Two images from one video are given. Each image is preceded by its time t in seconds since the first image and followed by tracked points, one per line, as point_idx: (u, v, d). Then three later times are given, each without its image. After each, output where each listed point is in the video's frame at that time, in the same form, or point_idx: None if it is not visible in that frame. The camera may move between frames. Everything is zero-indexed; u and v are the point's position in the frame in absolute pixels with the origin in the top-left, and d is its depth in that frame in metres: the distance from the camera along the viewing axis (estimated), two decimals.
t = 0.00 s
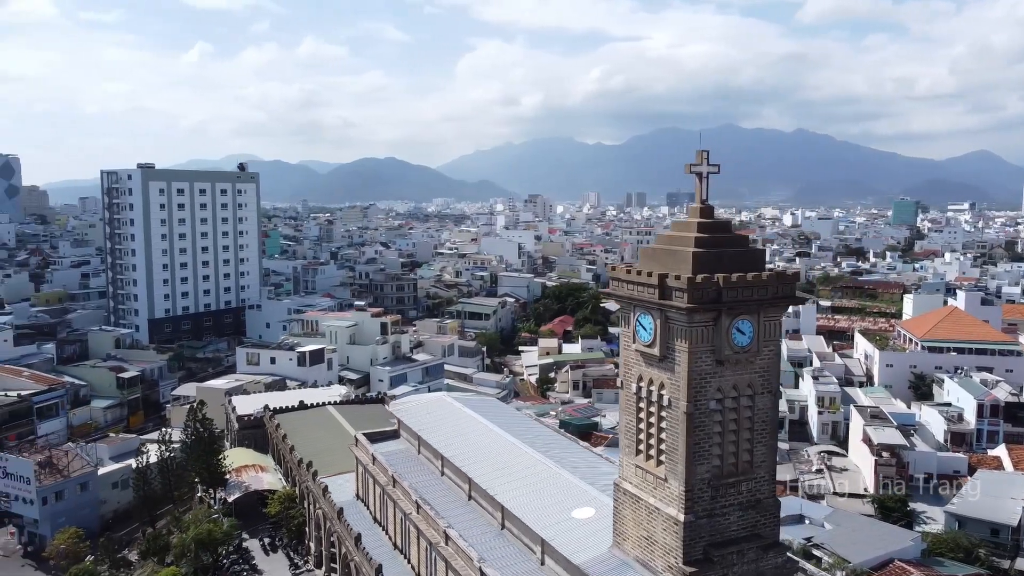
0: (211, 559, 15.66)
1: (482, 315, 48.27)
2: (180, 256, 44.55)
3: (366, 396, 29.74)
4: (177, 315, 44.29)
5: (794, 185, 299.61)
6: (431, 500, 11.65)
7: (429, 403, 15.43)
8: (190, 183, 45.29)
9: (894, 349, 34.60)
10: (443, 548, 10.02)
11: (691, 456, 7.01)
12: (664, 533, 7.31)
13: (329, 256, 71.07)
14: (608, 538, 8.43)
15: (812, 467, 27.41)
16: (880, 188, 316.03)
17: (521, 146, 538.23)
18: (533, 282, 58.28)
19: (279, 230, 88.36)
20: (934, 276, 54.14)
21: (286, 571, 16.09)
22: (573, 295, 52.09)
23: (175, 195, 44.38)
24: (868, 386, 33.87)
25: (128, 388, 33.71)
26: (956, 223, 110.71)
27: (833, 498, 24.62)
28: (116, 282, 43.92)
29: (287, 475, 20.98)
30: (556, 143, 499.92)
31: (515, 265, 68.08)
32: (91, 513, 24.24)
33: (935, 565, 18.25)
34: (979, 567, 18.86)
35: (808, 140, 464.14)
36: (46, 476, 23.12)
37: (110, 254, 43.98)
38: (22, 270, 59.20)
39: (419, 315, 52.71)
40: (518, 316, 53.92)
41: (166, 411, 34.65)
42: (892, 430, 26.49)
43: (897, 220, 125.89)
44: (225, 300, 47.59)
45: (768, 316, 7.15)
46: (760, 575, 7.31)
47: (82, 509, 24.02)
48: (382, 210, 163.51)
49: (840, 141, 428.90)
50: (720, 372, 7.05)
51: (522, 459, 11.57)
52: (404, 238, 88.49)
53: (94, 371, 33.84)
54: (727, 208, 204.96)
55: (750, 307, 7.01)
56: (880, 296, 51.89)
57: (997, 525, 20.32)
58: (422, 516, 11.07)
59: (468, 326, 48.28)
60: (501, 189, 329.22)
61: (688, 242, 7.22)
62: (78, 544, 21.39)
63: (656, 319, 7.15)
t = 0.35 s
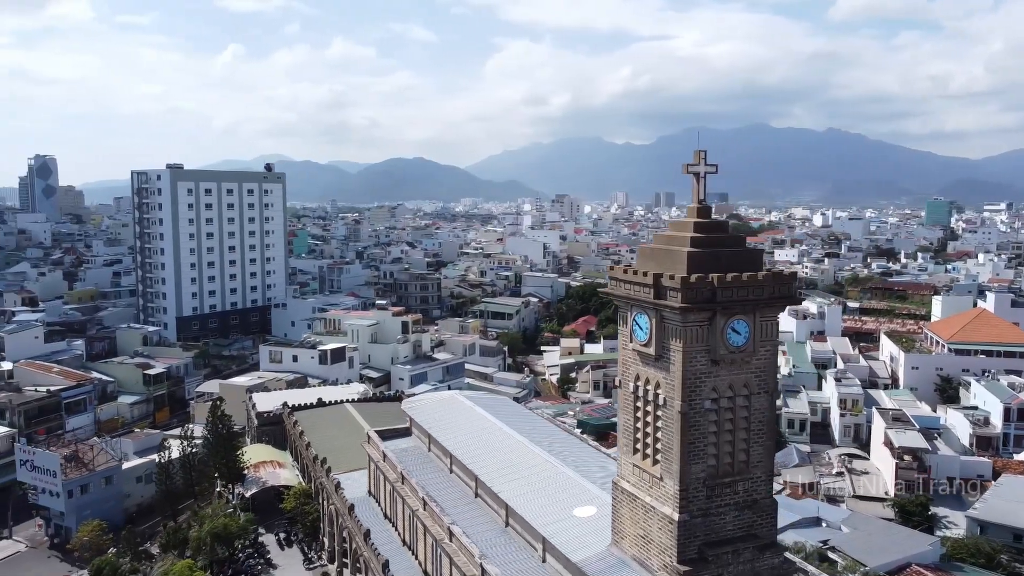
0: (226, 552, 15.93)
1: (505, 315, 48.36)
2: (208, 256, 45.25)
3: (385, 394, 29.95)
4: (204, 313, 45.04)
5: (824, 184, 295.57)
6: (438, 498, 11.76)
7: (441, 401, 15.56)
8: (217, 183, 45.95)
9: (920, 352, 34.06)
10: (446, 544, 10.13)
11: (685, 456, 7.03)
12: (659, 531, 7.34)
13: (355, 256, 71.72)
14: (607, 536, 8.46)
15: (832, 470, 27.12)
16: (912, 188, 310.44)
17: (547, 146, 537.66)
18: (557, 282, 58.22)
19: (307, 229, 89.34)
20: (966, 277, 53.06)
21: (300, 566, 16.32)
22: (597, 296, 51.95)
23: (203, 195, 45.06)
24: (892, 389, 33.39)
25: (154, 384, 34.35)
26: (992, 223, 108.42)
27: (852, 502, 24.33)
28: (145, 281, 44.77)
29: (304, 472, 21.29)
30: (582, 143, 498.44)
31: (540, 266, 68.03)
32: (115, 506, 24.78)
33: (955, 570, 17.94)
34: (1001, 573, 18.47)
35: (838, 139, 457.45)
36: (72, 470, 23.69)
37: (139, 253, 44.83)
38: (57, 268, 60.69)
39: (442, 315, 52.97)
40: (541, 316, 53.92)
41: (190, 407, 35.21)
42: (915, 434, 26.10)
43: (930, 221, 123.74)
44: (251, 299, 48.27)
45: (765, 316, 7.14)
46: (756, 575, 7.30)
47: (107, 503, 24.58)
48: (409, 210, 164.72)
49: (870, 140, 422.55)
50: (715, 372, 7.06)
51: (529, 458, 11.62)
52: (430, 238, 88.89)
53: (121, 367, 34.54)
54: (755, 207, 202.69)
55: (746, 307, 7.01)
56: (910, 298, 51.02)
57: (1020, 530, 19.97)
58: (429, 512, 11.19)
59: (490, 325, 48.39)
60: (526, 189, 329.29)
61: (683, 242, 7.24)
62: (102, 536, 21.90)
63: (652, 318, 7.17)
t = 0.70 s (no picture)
0: (242, 547, 16.17)
1: (526, 315, 48.38)
2: (232, 255, 45.88)
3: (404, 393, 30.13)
4: (228, 312, 45.68)
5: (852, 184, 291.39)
6: (446, 495, 11.86)
7: (452, 400, 15.66)
8: (242, 183, 46.56)
9: (945, 354, 33.56)
10: (451, 542, 10.24)
11: (682, 455, 7.05)
12: (656, 531, 7.36)
13: (378, 255, 72.22)
14: (608, 535, 8.49)
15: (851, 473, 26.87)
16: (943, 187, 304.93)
17: (571, 145, 536.64)
18: (579, 282, 58.11)
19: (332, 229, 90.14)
20: (997, 279, 52.09)
21: (313, 561, 16.51)
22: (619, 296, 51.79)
23: (228, 195, 45.68)
24: (916, 391, 32.93)
25: (177, 381, 34.96)
26: None
27: (871, 504, 24.03)
28: (171, 279, 45.51)
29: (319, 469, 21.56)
30: (605, 142, 496.94)
31: (563, 265, 67.93)
32: (137, 500, 25.24)
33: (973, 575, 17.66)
34: None
35: (866, 137, 451.61)
36: (95, 465, 24.21)
37: (166, 252, 45.58)
38: (88, 266, 61.96)
39: (464, 314, 53.17)
40: (563, 316, 53.87)
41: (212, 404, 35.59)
42: (936, 436, 25.72)
43: (962, 221, 121.54)
44: (275, 298, 48.85)
45: (761, 317, 7.14)
46: None
47: (129, 497, 25.07)
48: (434, 209, 165.38)
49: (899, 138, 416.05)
50: (711, 372, 7.07)
51: (536, 457, 11.66)
52: (453, 237, 89.19)
53: (145, 364, 35.21)
54: (782, 207, 200.42)
55: (742, 308, 7.01)
56: (939, 300, 50.19)
57: None
58: (435, 510, 11.32)
59: (511, 325, 48.45)
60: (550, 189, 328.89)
61: (681, 243, 7.25)
62: (124, 529, 22.34)
63: (649, 318, 7.19)
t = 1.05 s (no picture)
0: (258, 540, 16.43)
1: (548, 314, 48.41)
2: (259, 254, 46.51)
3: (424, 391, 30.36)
4: (255, 310, 46.35)
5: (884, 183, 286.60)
6: (453, 491, 11.98)
7: (466, 397, 15.77)
8: (269, 183, 47.16)
9: (973, 356, 33.02)
10: (456, 537, 10.37)
11: (677, 453, 7.07)
12: (653, 529, 7.39)
13: (404, 255, 72.74)
14: (607, 532, 8.54)
15: (873, 475, 26.51)
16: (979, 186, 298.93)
17: (597, 145, 534.73)
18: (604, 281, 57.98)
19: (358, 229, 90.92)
20: None
21: (328, 555, 16.73)
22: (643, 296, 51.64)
23: (255, 195, 46.30)
24: (942, 394, 32.44)
25: (203, 377, 35.50)
26: None
27: (892, 508, 23.67)
28: (199, 278, 46.27)
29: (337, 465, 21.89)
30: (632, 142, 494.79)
31: (588, 265, 67.83)
32: (160, 494, 25.74)
33: None
34: None
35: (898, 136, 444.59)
36: (120, 458, 24.71)
37: (194, 251, 46.32)
38: (120, 265, 63.26)
39: (488, 314, 53.39)
40: (587, 315, 53.81)
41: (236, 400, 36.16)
42: (960, 438, 25.29)
43: (999, 221, 119.09)
44: (301, 296, 49.45)
45: (759, 315, 7.13)
46: (750, 575, 7.29)
47: (153, 491, 25.57)
48: (462, 209, 166.02)
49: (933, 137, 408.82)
50: (708, 370, 7.07)
51: (543, 454, 11.72)
52: (479, 237, 89.45)
53: (172, 360, 35.77)
54: (812, 207, 197.86)
55: (739, 306, 7.02)
56: (972, 302, 49.29)
57: None
58: (442, 505, 11.45)
59: (534, 325, 48.50)
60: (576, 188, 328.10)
61: (678, 241, 7.27)
62: (147, 522, 22.80)
63: (646, 317, 7.22)
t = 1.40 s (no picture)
0: (272, 534, 16.70)
1: (569, 314, 48.36)
2: (283, 253, 47.07)
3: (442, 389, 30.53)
4: (279, 308, 46.92)
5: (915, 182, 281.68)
6: (460, 487, 12.09)
7: (477, 396, 15.87)
8: (293, 183, 47.71)
9: (999, 358, 32.46)
10: (461, 533, 10.49)
11: (672, 451, 7.11)
12: (649, 526, 7.43)
13: (427, 254, 73.14)
14: (606, 530, 8.58)
15: (893, 478, 26.21)
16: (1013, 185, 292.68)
17: (621, 144, 532.61)
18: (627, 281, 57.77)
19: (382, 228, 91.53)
20: None
21: (340, 550, 16.92)
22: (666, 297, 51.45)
23: (279, 194, 46.86)
24: (966, 396, 31.93)
25: (226, 374, 36.04)
26: None
27: (910, 511, 23.39)
28: (225, 276, 46.95)
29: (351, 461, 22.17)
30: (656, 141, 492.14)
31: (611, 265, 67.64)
32: (181, 488, 26.20)
33: None
34: None
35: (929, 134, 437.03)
36: (142, 453, 25.21)
37: (219, 250, 47.02)
38: (148, 263, 64.41)
39: (510, 313, 53.47)
40: (609, 315, 53.65)
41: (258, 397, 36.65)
42: (981, 441, 24.90)
43: None
44: (323, 295, 49.94)
45: (755, 314, 7.15)
46: (745, 573, 7.30)
47: (174, 485, 26.02)
48: (488, 209, 166.14)
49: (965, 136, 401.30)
50: (703, 369, 7.10)
51: (548, 452, 11.78)
52: (502, 236, 89.49)
53: (195, 357, 36.38)
54: (840, 206, 195.11)
55: (734, 305, 7.04)
56: (1003, 303, 48.30)
57: None
58: (448, 502, 11.58)
59: (554, 324, 48.46)
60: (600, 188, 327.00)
61: (675, 240, 7.32)
62: (168, 515, 23.21)
63: (642, 316, 7.27)
